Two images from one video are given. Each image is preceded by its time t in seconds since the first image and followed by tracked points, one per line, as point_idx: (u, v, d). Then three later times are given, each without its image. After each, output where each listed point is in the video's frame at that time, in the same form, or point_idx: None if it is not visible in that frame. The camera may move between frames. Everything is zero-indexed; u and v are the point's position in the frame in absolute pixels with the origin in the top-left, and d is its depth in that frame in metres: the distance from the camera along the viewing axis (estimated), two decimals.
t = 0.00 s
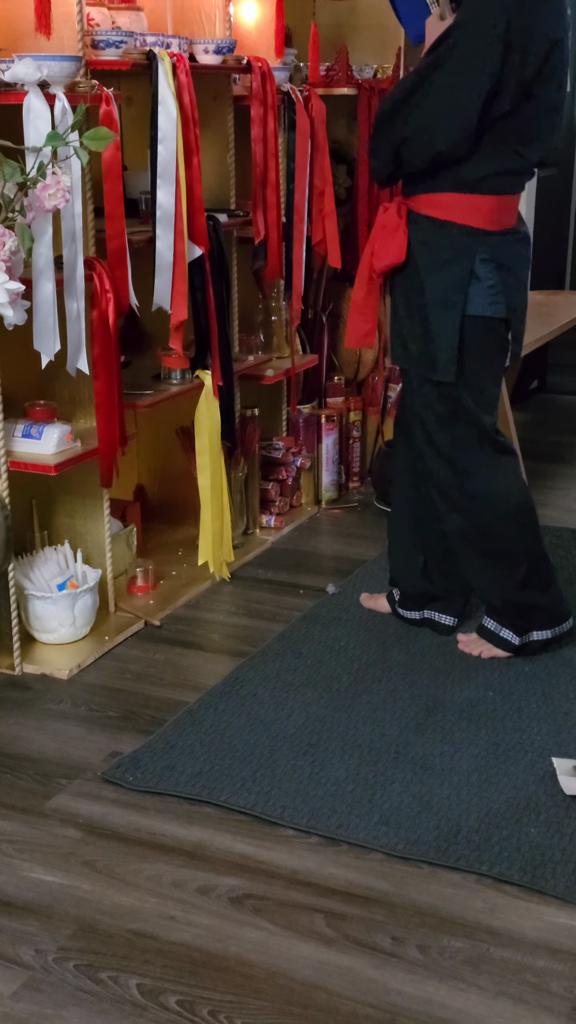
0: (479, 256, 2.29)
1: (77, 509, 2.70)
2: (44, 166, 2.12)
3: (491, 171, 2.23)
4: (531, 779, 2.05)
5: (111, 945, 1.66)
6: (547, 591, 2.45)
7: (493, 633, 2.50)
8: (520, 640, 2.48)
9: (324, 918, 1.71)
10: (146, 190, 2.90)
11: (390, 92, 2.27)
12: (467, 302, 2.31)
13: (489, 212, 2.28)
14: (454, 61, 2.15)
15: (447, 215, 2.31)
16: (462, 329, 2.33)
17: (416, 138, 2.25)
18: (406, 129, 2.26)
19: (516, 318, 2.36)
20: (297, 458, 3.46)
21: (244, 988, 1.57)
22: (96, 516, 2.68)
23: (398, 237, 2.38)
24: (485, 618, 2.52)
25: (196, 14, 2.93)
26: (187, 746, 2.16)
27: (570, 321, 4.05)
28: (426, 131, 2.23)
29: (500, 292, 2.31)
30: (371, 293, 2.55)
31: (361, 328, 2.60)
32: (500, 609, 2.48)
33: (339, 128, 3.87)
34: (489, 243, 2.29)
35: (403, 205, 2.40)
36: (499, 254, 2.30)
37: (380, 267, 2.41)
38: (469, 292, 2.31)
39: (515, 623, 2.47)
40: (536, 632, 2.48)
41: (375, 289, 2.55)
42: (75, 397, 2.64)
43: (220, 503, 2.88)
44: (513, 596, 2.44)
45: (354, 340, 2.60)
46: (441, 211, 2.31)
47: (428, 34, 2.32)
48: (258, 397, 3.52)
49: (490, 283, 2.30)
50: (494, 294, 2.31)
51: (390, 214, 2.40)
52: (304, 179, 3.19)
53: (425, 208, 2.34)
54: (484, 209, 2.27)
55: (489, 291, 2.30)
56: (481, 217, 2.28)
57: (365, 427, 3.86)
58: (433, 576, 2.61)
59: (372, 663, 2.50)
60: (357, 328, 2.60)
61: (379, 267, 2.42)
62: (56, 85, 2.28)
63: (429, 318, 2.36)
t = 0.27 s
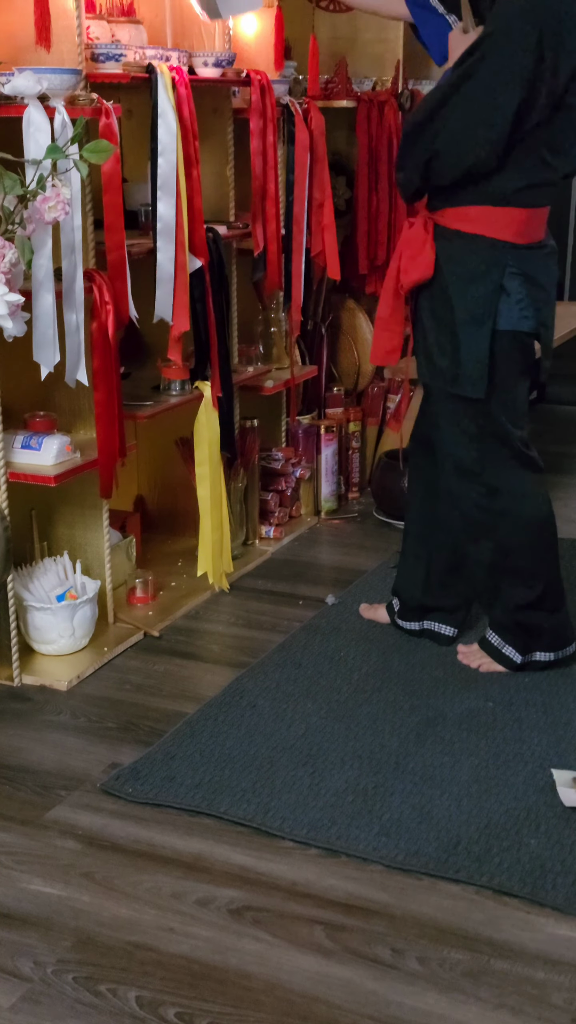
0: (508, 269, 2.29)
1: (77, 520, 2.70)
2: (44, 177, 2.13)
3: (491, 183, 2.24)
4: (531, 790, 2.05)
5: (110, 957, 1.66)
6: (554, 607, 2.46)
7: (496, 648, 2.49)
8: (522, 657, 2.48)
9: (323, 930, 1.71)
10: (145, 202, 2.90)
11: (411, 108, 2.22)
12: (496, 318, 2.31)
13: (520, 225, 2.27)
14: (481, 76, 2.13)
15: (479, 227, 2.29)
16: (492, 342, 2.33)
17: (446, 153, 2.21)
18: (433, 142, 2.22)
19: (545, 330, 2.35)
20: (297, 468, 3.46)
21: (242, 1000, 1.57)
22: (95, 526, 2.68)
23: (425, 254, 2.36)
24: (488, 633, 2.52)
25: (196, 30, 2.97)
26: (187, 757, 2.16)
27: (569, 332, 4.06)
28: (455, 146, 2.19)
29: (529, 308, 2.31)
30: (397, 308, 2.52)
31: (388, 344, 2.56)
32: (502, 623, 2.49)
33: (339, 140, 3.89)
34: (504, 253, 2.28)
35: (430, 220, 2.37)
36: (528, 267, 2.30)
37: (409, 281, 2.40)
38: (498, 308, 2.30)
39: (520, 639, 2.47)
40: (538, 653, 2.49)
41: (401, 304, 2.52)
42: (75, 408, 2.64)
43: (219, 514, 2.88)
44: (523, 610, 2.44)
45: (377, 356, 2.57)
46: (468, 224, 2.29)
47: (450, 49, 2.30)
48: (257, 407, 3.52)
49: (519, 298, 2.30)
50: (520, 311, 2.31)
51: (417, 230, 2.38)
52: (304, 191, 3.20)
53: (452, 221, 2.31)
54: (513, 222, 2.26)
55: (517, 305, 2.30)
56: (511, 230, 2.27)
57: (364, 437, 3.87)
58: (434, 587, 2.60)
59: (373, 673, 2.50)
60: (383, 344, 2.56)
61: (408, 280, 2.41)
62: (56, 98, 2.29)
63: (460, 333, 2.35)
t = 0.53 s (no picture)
0: (544, 283, 2.25)
1: (76, 532, 2.70)
2: (44, 191, 2.14)
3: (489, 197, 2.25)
4: (530, 802, 2.05)
5: (108, 971, 1.65)
6: (557, 621, 2.45)
7: (497, 662, 2.49)
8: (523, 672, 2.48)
9: (322, 943, 1.70)
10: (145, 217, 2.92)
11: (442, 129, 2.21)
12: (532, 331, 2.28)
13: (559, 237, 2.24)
14: (511, 92, 2.12)
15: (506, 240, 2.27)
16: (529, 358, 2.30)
17: (479, 170, 2.20)
18: (465, 160, 2.21)
19: None
20: (296, 480, 3.46)
21: (240, 1014, 1.57)
22: (94, 539, 2.68)
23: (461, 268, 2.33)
24: (489, 647, 2.51)
25: (195, 41, 2.95)
26: (186, 770, 2.16)
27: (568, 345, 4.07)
28: (489, 163, 2.18)
29: (566, 321, 2.27)
30: (438, 331, 2.43)
31: (432, 367, 2.44)
32: (504, 637, 2.49)
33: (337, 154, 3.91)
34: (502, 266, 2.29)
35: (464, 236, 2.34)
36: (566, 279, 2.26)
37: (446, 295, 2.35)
38: (536, 323, 2.27)
39: (521, 653, 2.47)
40: (540, 668, 2.49)
41: (441, 326, 2.43)
42: (74, 420, 2.64)
43: (219, 526, 2.88)
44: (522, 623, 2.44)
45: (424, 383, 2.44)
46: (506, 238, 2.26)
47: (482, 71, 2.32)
48: (257, 419, 3.52)
49: (555, 312, 2.26)
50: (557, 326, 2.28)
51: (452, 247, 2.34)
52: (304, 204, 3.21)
53: (487, 236, 2.29)
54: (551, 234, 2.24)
55: (554, 320, 2.27)
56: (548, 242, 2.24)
57: (363, 449, 3.87)
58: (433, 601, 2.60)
59: (372, 686, 2.50)
60: (427, 366, 2.44)
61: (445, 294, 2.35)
62: (56, 112, 2.30)
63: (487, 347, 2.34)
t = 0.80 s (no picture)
0: (555, 293, 2.25)
1: (75, 540, 2.70)
2: (43, 200, 2.14)
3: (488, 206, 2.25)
4: (530, 811, 2.04)
5: (108, 980, 1.65)
6: (560, 631, 2.45)
7: (497, 671, 2.49)
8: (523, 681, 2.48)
9: (322, 953, 1.70)
10: (145, 225, 2.92)
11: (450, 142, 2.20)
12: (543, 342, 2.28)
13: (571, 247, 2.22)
14: (516, 102, 2.11)
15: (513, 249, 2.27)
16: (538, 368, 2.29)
17: (486, 182, 2.19)
18: (472, 172, 2.20)
19: None
20: (296, 488, 3.46)
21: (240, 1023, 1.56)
22: (94, 547, 2.68)
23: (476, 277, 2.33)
24: (490, 656, 2.51)
25: (195, 51, 2.96)
26: (185, 779, 2.15)
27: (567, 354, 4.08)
28: (497, 174, 2.17)
29: None
30: (456, 338, 2.44)
31: (449, 374, 2.47)
32: (504, 645, 2.49)
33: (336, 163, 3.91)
34: (501, 275, 2.29)
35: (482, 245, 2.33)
36: None
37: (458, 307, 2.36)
38: (544, 331, 2.27)
39: (521, 661, 2.47)
40: (540, 678, 2.49)
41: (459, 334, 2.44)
42: (74, 428, 2.65)
43: (219, 534, 2.88)
44: (521, 631, 2.44)
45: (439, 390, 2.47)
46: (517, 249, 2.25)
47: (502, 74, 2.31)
48: (257, 428, 3.53)
49: (565, 322, 2.26)
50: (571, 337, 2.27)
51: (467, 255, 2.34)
52: (303, 211, 3.21)
53: (502, 245, 2.28)
54: (562, 244, 2.22)
55: (563, 330, 2.26)
56: (561, 252, 2.23)
57: (363, 457, 3.88)
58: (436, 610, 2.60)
59: (372, 695, 2.50)
60: (444, 374, 2.47)
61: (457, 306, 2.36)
62: (56, 121, 2.30)
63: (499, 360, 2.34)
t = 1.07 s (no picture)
0: (557, 300, 2.23)
1: (76, 547, 2.70)
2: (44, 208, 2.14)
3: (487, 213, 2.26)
4: (530, 818, 2.04)
5: (107, 988, 1.64)
6: (561, 639, 2.44)
7: (498, 678, 2.49)
8: (525, 689, 2.48)
9: (322, 961, 1.69)
10: (145, 233, 2.92)
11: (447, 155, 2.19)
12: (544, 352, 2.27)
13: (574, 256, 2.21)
14: (509, 110, 2.10)
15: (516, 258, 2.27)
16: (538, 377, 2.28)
17: (484, 192, 2.18)
18: (469, 182, 2.19)
19: None
20: (296, 495, 3.46)
21: None
22: (94, 554, 2.68)
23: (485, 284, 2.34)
24: (491, 663, 2.51)
25: (195, 59, 2.97)
26: (185, 786, 2.15)
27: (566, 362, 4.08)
28: (495, 180, 2.16)
29: None
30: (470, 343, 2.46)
31: (464, 380, 2.49)
32: (504, 652, 2.49)
33: (337, 171, 3.92)
34: (501, 282, 2.29)
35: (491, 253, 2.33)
36: None
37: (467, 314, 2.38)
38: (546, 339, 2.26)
39: (522, 669, 2.46)
40: (541, 685, 2.48)
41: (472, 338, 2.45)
42: (74, 436, 2.65)
43: (219, 541, 2.88)
44: (521, 639, 2.44)
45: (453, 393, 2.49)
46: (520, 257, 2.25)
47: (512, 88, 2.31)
48: (257, 435, 3.53)
49: (567, 330, 2.24)
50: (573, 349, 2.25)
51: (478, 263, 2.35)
52: (304, 219, 3.22)
53: (505, 253, 2.28)
54: (565, 253, 2.21)
55: (565, 338, 2.24)
56: (563, 261, 2.21)
57: (363, 464, 3.88)
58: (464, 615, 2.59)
59: (372, 702, 2.49)
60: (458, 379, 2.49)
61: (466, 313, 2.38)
62: (57, 129, 2.31)
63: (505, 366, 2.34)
